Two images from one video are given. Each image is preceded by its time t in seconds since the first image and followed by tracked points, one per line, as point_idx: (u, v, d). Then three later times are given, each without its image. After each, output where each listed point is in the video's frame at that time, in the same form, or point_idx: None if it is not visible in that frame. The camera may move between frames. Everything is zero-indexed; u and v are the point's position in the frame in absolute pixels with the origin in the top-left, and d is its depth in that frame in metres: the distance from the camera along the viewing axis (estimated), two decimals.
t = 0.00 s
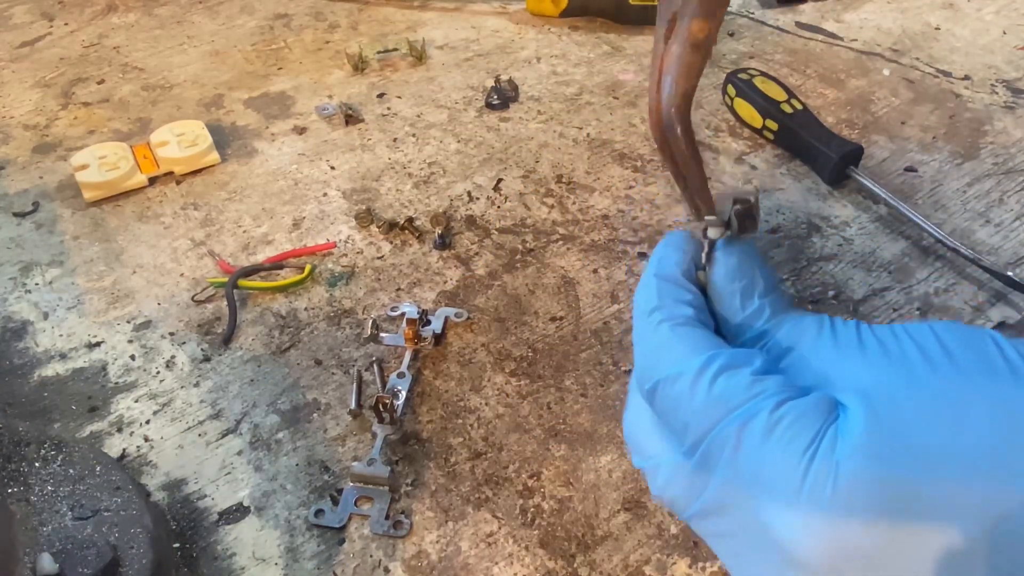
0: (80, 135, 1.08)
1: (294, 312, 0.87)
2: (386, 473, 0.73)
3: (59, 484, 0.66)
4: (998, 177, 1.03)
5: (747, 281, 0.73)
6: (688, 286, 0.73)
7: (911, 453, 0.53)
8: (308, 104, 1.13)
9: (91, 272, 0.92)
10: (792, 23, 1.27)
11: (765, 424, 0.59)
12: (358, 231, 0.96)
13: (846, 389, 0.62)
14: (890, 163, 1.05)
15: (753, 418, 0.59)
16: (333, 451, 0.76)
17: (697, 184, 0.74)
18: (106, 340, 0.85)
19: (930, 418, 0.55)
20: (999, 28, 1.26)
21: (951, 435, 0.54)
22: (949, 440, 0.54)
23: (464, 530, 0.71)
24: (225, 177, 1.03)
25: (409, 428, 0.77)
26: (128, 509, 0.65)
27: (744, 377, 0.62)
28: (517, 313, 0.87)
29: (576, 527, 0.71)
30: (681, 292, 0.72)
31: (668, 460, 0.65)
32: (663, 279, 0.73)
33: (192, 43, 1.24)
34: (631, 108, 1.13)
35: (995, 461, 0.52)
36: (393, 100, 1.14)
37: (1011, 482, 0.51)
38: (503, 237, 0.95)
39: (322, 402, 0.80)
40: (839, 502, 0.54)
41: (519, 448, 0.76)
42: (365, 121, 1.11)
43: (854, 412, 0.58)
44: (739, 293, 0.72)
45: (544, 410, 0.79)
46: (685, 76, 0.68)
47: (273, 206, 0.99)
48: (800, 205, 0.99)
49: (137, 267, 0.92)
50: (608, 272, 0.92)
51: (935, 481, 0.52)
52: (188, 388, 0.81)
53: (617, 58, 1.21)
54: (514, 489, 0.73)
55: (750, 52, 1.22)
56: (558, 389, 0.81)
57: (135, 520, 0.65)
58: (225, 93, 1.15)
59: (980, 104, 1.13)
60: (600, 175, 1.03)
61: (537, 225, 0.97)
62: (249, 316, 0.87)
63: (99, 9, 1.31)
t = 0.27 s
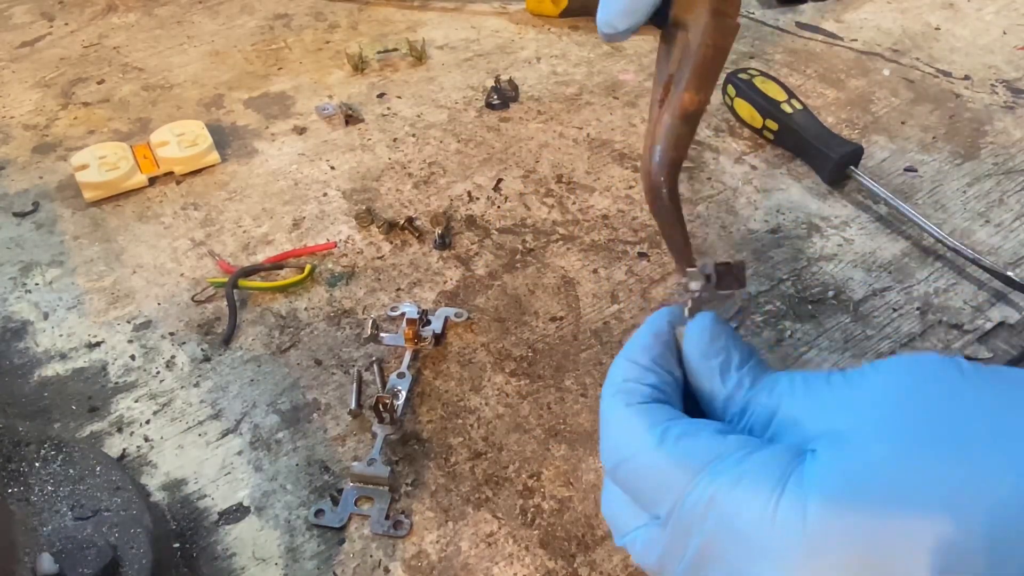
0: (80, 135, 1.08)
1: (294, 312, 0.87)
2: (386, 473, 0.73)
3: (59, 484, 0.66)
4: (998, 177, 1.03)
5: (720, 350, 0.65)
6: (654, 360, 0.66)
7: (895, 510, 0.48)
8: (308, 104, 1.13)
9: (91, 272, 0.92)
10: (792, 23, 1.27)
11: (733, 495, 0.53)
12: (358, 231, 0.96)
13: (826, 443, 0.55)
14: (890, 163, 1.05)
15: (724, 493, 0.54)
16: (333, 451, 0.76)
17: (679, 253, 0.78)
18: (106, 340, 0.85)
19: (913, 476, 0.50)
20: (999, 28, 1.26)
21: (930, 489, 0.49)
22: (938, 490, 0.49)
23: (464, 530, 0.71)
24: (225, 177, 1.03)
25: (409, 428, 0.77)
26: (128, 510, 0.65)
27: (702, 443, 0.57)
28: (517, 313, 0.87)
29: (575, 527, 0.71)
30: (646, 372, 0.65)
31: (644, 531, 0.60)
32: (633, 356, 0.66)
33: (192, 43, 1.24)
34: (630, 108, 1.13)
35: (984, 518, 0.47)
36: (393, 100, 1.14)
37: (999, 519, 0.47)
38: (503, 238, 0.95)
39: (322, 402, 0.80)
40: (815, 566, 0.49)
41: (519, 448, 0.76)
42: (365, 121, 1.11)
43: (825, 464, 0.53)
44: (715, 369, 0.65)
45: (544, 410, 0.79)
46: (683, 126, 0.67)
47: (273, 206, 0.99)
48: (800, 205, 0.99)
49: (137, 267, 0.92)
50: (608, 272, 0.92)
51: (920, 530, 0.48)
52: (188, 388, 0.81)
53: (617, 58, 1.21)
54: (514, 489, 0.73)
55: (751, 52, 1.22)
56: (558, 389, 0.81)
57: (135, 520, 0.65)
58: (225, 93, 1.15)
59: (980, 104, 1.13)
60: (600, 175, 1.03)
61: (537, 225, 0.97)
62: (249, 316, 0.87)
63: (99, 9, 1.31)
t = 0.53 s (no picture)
0: (80, 135, 1.08)
1: (294, 312, 0.87)
2: (386, 473, 0.73)
3: (59, 484, 0.66)
4: (998, 177, 1.03)
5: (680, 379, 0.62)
6: (627, 412, 0.61)
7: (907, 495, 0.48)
8: (308, 104, 1.13)
9: (91, 272, 0.92)
10: (792, 23, 1.27)
11: (782, 547, 0.49)
12: (358, 231, 0.96)
13: (837, 474, 0.53)
14: (890, 163, 1.05)
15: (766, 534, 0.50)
16: (333, 451, 0.76)
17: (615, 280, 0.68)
18: (106, 340, 0.85)
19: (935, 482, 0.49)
20: (999, 28, 1.26)
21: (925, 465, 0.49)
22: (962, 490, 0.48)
23: (464, 529, 0.71)
24: (225, 177, 1.03)
25: (409, 428, 0.77)
26: (128, 510, 0.65)
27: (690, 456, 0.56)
28: (517, 312, 0.87)
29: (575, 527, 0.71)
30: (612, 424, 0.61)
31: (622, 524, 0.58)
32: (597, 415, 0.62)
33: (192, 43, 1.24)
34: (630, 108, 1.13)
35: (1003, 503, 0.47)
36: (393, 100, 1.14)
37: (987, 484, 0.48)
38: (503, 237, 0.95)
39: (322, 402, 0.80)
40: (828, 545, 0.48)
41: (519, 448, 0.76)
42: (365, 121, 1.11)
43: (851, 492, 0.51)
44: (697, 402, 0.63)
45: (544, 410, 0.79)
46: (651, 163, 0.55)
47: (273, 206, 0.99)
48: (800, 205, 0.99)
49: (137, 267, 0.92)
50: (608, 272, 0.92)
51: (961, 536, 0.46)
52: (188, 388, 0.81)
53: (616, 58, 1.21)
54: (514, 489, 0.73)
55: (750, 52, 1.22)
56: (558, 389, 0.81)
57: (135, 520, 0.65)
58: (225, 93, 1.15)
59: (979, 104, 1.13)
60: (600, 175, 1.03)
61: (537, 225, 0.97)
62: (249, 316, 0.87)
63: (99, 9, 1.31)
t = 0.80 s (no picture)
0: (80, 135, 1.08)
1: (294, 312, 0.87)
2: (386, 473, 0.73)
3: (59, 484, 0.66)
4: (998, 178, 1.03)
5: (663, 435, 0.58)
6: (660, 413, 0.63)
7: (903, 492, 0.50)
8: (308, 104, 1.13)
9: (91, 272, 0.92)
10: (792, 24, 1.27)
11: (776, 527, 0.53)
12: (358, 231, 0.96)
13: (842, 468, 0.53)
14: (890, 163, 1.05)
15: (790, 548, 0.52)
16: (333, 451, 0.76)
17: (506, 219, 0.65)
18: (106, 340, 0.85)
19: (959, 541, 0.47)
20: (999, 29, 1.26)
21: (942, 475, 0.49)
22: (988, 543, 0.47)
23: (464, 530, 0.71)
24: (225, 177, 1.03)
25: (409, 428, 0.77)
26: (128, 510, 0.65)
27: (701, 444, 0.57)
28: (517, 313, 0.87)
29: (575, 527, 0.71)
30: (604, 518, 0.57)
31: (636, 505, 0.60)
32: None
33: (192, 43, 1.24)
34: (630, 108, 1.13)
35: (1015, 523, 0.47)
36: (393, 100, 1.14)
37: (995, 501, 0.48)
38: (504, 238, 0.95)
39: (322, 402, 0.80)
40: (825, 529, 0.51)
41: (519, 448, 0.76)
42: (365, 121, 1.11)
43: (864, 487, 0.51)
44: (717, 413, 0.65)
45: (544, 410, 0.79)
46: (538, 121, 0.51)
47: (273, 206, 0.99)
48: (800, 205, 0.99)
49: (137, 267, 0.92)
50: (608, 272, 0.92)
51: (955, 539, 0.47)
52: (188, 388, 0.81)
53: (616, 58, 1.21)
54: (514, 489, 0.73)
55: (751, 53, 1.22)
56: (558, 389, 0.81)
57: (136, 521, 0.64)
58: (225, 93, 1.15)
59: (980, 104, 1.13)
60: (600, 175, 1.03)
61: (537, 225, 0.97)
62: (249, 316, 0.87)
63: (99, 9, 1.31)
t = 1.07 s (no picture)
0: (80, 135, 1.08)
1: (294, 312, 0.87)
2: (386, 473, 0.73)
3: (59, 484, 0.66)
4: (998, 177, 1.03)
5: (714, 446, 0.61)
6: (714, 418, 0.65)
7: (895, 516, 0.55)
8: (308, 104, 1.13)
9: (91, 272, 0.92)
10: (792, 24, 1.27)
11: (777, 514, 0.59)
12: (358, 231, 0.96)
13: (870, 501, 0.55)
14: (890, 163, 1.05)
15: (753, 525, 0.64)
16: (333, 451, 0.76)
17: None
18: (106, 340, 0.85)
19: (940, 524, 0.54)
20: (999, 28, 1.26)
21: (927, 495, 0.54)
22: (964, 535, 0.54)
23: (464, 530, 0.71)
24: (225, 177, 1.03)
25: (409, 428, 0.77)
26: (128, 510, 0.65)
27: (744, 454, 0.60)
28: (516, 312, 0.87)
29: (576, 527, 0.71)
30: (675, 526, 0.62)
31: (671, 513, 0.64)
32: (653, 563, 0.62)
33: (192, 43, 1.24)
34: (630, 108, 1.13)
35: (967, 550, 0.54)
36: (393, 99, 1.14)
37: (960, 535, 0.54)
38: (503, 238, 0.95)
39: (322, 402, 0.80)
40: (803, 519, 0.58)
41: (519, 448, 0.76)
42: (365, 121, 1.11)
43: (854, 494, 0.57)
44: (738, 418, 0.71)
45: (544, 410, 0.79)
46: None
47: (273, 206, 0.99)
48: (800, 205, 0.99)
49: (137, 266, 0.92)
50: (608, 272, 0.92)
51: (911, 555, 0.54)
52: (188, 388, 0.81)
53: (616, 58, 1.21)
54: (514, 489, 0.73)
55: (751, 52, 1.22)
56: (558, 389, 0.81)
57: (135, 521, 0.65)
58: (225, 93, 1.15)
59: (979, 104, 1.13)
60: (600, 175, 1.03)
61: (537, 225, 0.97)
62: (249, 316, 0.87)
63: (99, 9, 1.31)
